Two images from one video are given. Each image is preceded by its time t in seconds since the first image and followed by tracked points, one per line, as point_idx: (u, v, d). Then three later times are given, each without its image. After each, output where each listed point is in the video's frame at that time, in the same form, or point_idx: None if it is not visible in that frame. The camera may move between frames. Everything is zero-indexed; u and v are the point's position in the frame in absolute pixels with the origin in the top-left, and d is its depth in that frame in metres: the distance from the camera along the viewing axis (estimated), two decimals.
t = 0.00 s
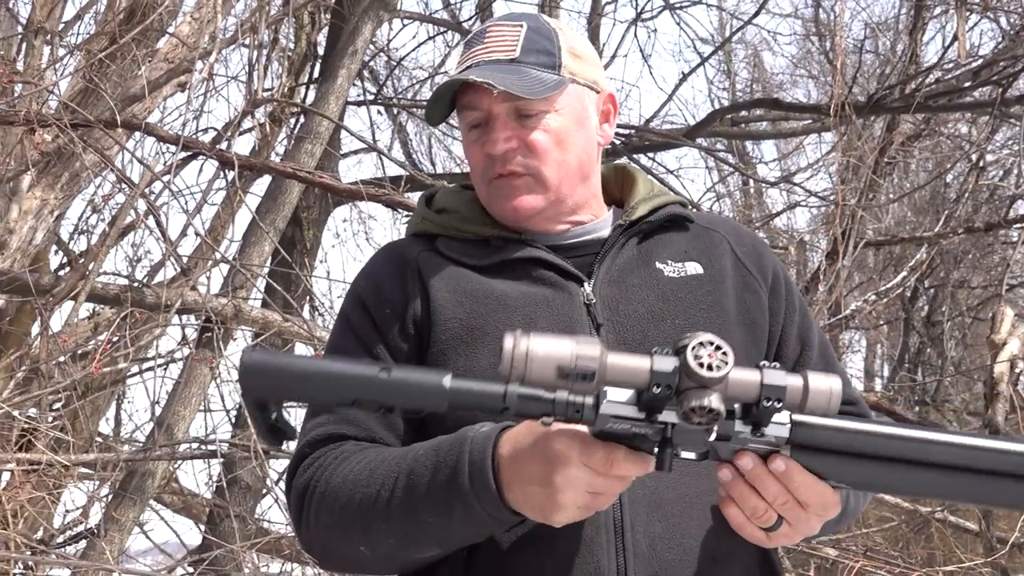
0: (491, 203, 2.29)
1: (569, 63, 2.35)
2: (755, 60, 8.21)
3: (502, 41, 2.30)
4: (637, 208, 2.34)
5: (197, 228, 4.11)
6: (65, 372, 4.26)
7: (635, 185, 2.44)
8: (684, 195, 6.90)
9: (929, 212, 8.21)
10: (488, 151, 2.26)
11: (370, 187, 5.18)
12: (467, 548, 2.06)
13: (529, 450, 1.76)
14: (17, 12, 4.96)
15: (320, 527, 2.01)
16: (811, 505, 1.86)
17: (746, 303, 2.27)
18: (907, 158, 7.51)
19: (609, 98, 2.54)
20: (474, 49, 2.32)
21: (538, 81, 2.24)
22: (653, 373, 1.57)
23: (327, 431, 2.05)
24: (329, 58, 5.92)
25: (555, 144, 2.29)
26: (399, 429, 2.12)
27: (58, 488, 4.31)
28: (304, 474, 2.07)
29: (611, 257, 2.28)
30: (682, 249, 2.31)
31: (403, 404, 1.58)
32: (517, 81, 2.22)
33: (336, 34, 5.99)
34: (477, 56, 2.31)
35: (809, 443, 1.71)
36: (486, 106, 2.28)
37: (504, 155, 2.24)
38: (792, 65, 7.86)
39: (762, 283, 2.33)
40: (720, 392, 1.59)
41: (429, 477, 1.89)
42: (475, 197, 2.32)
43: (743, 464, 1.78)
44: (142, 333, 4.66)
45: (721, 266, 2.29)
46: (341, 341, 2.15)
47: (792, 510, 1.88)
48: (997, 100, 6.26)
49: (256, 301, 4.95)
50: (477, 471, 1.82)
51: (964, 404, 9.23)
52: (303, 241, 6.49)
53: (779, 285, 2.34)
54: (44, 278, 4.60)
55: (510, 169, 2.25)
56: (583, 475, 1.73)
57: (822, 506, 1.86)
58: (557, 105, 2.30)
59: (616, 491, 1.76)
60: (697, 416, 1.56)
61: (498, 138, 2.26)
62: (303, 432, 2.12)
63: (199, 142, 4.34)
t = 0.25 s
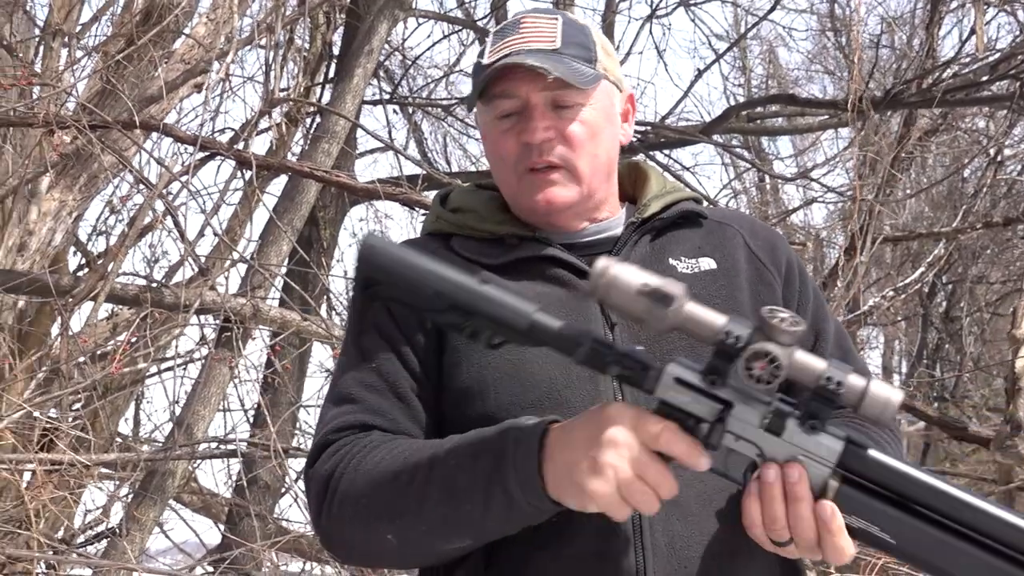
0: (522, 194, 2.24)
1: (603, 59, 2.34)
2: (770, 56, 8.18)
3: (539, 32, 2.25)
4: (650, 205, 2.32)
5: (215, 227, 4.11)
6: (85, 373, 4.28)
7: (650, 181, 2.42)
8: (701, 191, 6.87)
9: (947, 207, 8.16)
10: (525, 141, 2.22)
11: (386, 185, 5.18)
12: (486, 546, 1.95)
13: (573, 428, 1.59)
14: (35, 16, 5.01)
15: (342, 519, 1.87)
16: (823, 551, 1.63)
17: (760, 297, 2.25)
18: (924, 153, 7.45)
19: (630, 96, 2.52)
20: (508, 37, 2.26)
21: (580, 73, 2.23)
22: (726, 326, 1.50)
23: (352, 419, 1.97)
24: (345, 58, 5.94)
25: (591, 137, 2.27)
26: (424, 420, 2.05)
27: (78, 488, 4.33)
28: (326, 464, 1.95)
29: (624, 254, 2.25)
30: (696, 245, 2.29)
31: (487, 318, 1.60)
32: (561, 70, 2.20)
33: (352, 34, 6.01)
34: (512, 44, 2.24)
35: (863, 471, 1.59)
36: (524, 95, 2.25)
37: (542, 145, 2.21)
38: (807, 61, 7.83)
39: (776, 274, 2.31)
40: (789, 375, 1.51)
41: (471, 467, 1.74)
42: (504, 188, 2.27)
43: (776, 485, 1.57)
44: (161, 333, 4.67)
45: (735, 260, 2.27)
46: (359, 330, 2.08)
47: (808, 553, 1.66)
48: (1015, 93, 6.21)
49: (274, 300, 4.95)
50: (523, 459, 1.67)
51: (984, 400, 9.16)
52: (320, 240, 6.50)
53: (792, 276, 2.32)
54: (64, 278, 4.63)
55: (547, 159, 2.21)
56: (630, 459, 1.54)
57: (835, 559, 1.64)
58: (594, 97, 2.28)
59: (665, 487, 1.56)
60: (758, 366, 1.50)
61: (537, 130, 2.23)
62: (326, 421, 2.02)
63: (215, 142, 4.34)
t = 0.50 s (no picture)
0: (546, 189, 2.20)
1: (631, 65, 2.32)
2: (781, 58, 8.16)
3: (572, 30, 2.24)
4: (658, 209, 2.28)
5: (224, 234, 4.12)
6: (95, 379, 4.29)
7: (657, 184, 2.39)
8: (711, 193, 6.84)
9: (959, 209, 8.11)
10: (555, 135, 2.17)
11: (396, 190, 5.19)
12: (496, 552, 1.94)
13: (623, 422, 1.75)
14: (47, 24, 5.04)
15: (355, 513, 1.88)
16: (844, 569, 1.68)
17: (769, 301, 2.23)
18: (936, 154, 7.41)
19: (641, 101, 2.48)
20: (538, 32, 2.23)
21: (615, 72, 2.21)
22: (788, 332, 1.77)
23: (366, 414, 2.00)
24: (355, 63, 5.95)
25: (619, 136, 2.23)
26: (435, 419, 2.08)
27: (88, 494, 4.34)
28: (339, 456, 1.96)
29: (631, 260, 2.24)
30: (704, 249, 2.27)
31: (569, 312, 1.96)
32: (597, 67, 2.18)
33: (362, 39, 6.02)
34: (545, 41, 2.21)
35: (900, 493, 1.71)
36: (556, 88, 2.20)
37: (573, 141, 2.17)
38: (818, 63, 7.81)
39: (785, 278, 2.29)
40: (841, 386, 1.70)
41: (504, 461, 1.79)
42: (526, 181, 2.22)
43: (801, 494, 1.70)
44: (172, 338, 4.68)
45: (743, 265, 2.25)
46: (372, 328, 2.11)
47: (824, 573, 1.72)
48: None
49: (284, 305, 4.96)
50: (561, 454, 1.75)
51: (998, 402, 9.10)
52: (330, 245, 6.51)
53: (801, 280, 2.30)
54: (75, 285, 4.64)
55: (575, 155, 2.17)
56: (678, 452, 1.69)
57: None
58: (623, 97, 2.25)
59: (707, 486, 1.69)
60: (816, 360, 1.73)
61: (570, 124, 2.18)
62: (336, 414, 2.04)
63: (225, 148, 4.35)
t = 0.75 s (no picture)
0: (577, 193, 2.20)
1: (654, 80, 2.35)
2: (783, 66, 8.15)
3: (602, 38, 2.23)
4: (663, 221, 2.28)
5: (223, 245, 4.12)
6: (95, 391, 4.29)
7: (661, 197, 2.38)
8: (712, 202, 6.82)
9: (962, 217, 8.08)
10: (590, 139, 2.18)
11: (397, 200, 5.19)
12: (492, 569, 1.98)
13: (624, 454, 1.79)
14: (50, 34, 5.05)
15: (349, 525, 1.93)
16: None
17: (774, 315, 2.22)
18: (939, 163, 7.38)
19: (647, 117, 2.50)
20: (568, 37, 2.22)
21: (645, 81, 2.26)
22: (813, 358, 1.91)
23: (361, 426, 2.01)
24: (355, 72, 5.96)
25: (645, 144, 2.28)
26: (434, 434, 2.09)
27: (87, 505, 4.33)
28: (334, 467, 1.99)
29: (636, 272, 2.23)
30: (708, 263, 2.26)
31: (598, 337, 2.03)
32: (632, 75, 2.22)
33: (363, 48, 6.03)
34: (573, 47, 2.21)
35: (920, 511, 1.80)
36: (590, 92, 2.22)
37: (609, 145, 2.18)
38: (820, 71, 7.80)
39: (790, 294, 2.29)
40: (863, 409, 1.83)
41: (503, 487, 1.83)
42: (556, 186, 2.21)
43: (823, 512, 1.81)
44: (172, 349, 4.68)
45: (749, 279, 2.25)
46: (375, 339, 2.12)
47: None
48: None
49: (285, 316, 4.97)
50: (561, 483, 1.79)
51: (1001, 412, 9.04)
52: (332, 254, 6.51)
53: (806, 296, 2.29)
54: (75, 296, 4.65)
55: (610, 160, 2.19)
56: (684, 484, 1.75)
57: None
58: (646, 107, 2.30)
59: (717, 513, 1.75)
60: (841, 380, 1.86)
61: (604, 129, 2.20)
62: (331, 424, 2.06)
63: (226, 159, 4.36)
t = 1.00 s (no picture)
0: (614, 217, 2.18)
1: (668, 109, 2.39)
2: (784, 86, 8.17)
3: (625, 64, 2.27)
4: (666, 245, 2.27)
5: (222, 266, 4.12)
6: (92, 410, 4.28)
7: (663, 222, 2.38)
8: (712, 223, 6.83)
9: (962, 238, 8.08)
10: (628, 162, 2.18)
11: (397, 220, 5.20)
12: None
13: (620, 486, 1.78)
14: (51, 51, 5.08)
15: (342, 551, 1.94)
16: None
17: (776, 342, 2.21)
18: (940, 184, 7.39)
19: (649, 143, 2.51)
20: (594, 59, 2.25)
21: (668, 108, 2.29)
22: (821, 389, 1.90)
23: (357, 450, 2.01)
24: (356, 92, 5.98)
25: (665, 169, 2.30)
26: (430, 461, 2.08)
27: (82, 525, 4.31)
28: (328, 491, 2.00)
29: (639, 296, 2.22)
30: (711, 288, 2.26)
31: (602, 364, 2.01)
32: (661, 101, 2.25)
33: (364, 67, 6.05)
34: (603, 69, 2.24)
35: (928, 540, 1.81)
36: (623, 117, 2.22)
37: (646, 169, 2.19)
38: (821, 92, 7.82)
39: (792, 322, 2.28)
40: (872, 439, 1.82)
41: (498, 516, 1.83)
42: (592, 209, 2.19)
43: (832, 543, 1.79)
44: (170, 369, 4.67)
45: (751, 306, 2.24)
46: (374, 362, 2.11)
47: None
48: None
49: (284, 336, 4.96)
50: (557, 513, 1.78)
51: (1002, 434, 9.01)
52: (331, 273, 6.51)
53: (808, 324, 2.29)
54: (72, 314, 4.64)
55: (646, 184, 2.19)
56: (680, 517, 1.73)
57: None
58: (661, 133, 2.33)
59: (714, 546, 1.73)
60: (851, 410, 1.84)
61: (641, 153, 2.20)
62: (327, 447, 2.06)
63: (225, 179, 4.36)
